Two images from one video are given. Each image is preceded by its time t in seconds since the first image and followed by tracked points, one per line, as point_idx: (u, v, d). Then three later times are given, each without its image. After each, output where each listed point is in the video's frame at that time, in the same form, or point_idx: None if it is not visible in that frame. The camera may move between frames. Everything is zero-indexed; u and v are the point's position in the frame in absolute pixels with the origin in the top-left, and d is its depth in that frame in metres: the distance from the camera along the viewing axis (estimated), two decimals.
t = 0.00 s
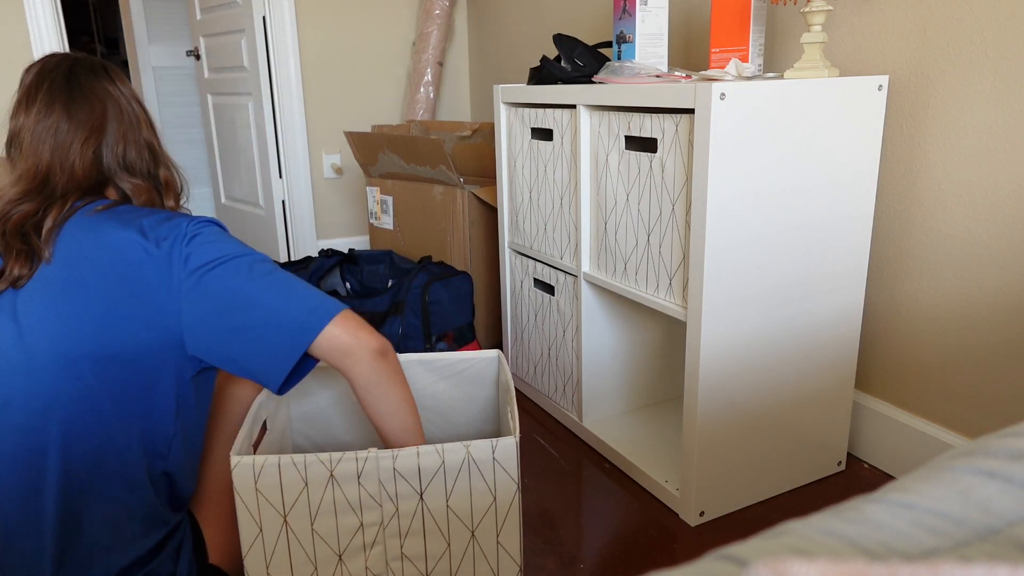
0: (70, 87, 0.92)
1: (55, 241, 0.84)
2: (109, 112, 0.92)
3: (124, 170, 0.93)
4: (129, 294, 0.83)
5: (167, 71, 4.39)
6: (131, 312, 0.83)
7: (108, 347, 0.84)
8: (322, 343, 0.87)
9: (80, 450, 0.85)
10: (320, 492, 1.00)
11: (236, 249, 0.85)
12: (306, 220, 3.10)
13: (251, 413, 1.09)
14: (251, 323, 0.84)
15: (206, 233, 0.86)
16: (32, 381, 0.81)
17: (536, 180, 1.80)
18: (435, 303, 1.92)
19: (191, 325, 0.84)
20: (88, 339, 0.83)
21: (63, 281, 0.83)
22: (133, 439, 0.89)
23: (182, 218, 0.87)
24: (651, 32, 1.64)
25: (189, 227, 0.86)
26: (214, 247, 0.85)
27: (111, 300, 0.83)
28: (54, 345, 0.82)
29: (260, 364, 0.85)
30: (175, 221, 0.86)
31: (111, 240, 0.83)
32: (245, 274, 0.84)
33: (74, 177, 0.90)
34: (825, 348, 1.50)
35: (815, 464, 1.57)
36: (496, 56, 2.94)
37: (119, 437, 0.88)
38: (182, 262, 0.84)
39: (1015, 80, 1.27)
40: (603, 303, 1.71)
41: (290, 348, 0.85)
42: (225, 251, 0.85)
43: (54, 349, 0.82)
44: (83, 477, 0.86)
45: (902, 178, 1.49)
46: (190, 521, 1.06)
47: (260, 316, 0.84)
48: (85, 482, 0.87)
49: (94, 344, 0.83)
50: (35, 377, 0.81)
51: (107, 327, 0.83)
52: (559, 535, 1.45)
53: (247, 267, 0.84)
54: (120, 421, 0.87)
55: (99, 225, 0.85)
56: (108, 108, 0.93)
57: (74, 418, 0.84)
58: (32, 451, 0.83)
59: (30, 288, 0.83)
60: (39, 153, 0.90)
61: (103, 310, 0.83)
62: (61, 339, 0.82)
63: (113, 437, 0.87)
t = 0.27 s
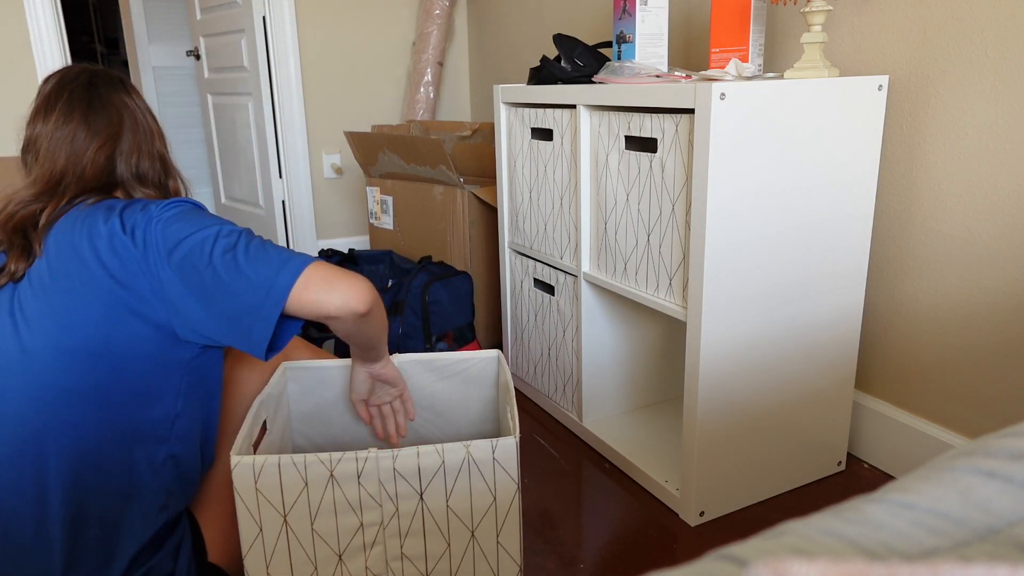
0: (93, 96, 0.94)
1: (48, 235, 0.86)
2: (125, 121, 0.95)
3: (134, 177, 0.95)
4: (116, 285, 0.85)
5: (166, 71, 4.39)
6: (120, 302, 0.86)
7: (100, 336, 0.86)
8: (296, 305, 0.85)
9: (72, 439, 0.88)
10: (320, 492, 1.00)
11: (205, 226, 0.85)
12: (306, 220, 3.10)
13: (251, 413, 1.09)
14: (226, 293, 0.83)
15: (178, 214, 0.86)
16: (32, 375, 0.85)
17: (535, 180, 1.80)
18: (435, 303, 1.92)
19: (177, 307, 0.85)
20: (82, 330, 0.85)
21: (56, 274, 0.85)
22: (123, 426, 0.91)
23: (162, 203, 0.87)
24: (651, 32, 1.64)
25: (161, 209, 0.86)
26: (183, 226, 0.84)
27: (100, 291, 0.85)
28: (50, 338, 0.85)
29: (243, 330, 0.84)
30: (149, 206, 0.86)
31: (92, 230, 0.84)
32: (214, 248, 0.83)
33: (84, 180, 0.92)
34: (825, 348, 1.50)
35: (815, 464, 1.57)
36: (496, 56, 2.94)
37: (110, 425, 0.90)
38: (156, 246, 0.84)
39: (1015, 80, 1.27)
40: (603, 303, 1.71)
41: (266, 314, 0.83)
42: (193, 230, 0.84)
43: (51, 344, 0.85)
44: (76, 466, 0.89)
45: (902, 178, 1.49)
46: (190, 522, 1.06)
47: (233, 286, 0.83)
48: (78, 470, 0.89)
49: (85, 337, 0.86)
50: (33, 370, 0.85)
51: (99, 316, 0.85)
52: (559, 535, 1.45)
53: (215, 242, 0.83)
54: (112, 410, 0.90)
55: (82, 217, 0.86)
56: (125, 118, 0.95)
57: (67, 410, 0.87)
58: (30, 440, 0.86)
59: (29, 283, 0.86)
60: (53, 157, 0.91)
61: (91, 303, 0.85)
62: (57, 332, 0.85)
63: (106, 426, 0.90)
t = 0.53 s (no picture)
0: (113, 89, 0.94)
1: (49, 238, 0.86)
2: (134, 118, 0.94)
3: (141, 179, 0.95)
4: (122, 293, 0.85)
5: (166, 71, 4.39)
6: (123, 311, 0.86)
7: (102, 339, 0.87)
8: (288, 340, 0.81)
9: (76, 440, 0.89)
10: (320, 492, 1.00)
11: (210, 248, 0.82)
12: (306, 220, 3.10)
13: (251, 413, 1.09)
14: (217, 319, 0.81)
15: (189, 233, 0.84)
16: (32, 376, 0.85)
17: (536, 180, 1.80)
18: (435, 303, 1.92)
19: (172, 323, 0.84)
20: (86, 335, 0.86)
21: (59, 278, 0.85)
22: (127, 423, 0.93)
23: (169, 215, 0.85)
24: (651, 32, 1.64)
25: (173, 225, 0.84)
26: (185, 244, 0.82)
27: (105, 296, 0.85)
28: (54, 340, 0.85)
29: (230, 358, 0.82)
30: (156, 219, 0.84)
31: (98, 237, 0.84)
32: (214, 273, 0.81)
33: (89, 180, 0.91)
34: (825, 348, 1.50)
35: (815, 464, 1.57)
36: (496, 56, 2.94)
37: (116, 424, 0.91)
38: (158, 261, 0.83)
39: (1015, 80, 1.27)
40: (603, 303, 1.71)
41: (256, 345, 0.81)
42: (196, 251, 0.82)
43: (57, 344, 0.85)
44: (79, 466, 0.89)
45: (902, 178, 1.49)
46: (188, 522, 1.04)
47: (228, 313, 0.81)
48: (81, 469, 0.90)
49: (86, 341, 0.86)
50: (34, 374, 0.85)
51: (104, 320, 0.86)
52: (559, 535, 1.45)
53: (216, 265, 0.81)
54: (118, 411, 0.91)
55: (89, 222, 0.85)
56: (138, 114, 0.95)
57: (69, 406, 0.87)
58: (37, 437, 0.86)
59: (28, 288, 0.86)
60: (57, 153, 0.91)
61: (92, 308, 0.85)
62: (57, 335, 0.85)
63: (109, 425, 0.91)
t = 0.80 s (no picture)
0: (114, 82, 0.91)
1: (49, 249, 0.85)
2: (135, 114, 0.92)
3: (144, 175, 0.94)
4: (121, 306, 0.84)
5: (166, 70, 4.39)
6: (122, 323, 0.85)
7: (103, 355, 0.85)
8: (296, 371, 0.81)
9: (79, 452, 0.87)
10: (320, 491, 1.00)
11: (210, 267, 0.80)
12: (306, 220, 3.10)
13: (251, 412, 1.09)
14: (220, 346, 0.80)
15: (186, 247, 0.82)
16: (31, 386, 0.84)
17: (536, 180, 1.80)
18: (435, 303, 1.92)
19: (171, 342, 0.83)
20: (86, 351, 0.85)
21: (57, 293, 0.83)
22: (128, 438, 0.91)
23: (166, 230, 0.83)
24: (651, 32, 1.64)
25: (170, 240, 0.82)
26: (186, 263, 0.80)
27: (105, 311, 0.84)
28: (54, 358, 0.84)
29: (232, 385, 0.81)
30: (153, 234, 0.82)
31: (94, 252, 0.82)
32: (216, 298, 0.79)
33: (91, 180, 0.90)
34: (825, 349, 1.50)
35: (815, 465, 1.57)
36: (496, 56, 2.94)
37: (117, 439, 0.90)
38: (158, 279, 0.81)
39: (1016, 80, 1.27)
40: (603, 303, 1.71)
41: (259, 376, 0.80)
42: (195, 270, 0.80)
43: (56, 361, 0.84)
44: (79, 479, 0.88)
45: (902, 178, 1.49)
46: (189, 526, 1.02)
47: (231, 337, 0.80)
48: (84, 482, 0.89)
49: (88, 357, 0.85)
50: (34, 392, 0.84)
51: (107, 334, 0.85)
52: (559, 535, 1.45)
53: (217, 291, 0.79)
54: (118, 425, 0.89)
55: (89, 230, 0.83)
56: (140, 109, 0.92)
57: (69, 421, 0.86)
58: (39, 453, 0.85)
59: (28, 296, 0.85)
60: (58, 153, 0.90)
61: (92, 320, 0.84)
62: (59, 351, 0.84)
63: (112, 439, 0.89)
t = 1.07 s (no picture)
0: (32, 65, 0.86)
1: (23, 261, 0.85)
2: (54, 99, 0.85)
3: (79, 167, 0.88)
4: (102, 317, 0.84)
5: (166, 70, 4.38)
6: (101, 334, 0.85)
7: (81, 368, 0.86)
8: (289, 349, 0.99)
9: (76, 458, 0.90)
10: (320, 492, 1.00)
11: (217, 269, 0.89)
12: (306, 220, 3.10)
13: (251, 413, 1.09)
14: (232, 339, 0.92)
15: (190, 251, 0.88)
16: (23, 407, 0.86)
17: (536, 180, 1.80)
18: (435, 303, 1.92)
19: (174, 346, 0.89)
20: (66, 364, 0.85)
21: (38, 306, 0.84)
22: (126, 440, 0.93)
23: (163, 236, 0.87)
24: (651, 32, 1.64)
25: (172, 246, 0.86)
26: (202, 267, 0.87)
27: (87, 323, 0.84)
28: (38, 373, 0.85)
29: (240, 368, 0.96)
30: (151, 242, 0.85)
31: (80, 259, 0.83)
32: (224, 296, 0.89)
33: (30, 172, 0.88)
34: (825, 349, 1.50)
35: (815, 465, 1.57)
36: (496, 56, 2.94)
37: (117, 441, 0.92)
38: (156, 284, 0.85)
39: (1015, 80, 1.27)
40: (603, 303, 1.71)
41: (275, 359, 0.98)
42: (206, 272, 0.87)
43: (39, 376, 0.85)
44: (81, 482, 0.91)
45: (902, 178, 1.49)
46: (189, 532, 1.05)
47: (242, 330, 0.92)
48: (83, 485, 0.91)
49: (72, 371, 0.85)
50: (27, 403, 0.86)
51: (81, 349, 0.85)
52: (559, 535, 1.45)
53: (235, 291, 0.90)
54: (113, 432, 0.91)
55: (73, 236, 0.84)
56: (59, 94, 0.85)
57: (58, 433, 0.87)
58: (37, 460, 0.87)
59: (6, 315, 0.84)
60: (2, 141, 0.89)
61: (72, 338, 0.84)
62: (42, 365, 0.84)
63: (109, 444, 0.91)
